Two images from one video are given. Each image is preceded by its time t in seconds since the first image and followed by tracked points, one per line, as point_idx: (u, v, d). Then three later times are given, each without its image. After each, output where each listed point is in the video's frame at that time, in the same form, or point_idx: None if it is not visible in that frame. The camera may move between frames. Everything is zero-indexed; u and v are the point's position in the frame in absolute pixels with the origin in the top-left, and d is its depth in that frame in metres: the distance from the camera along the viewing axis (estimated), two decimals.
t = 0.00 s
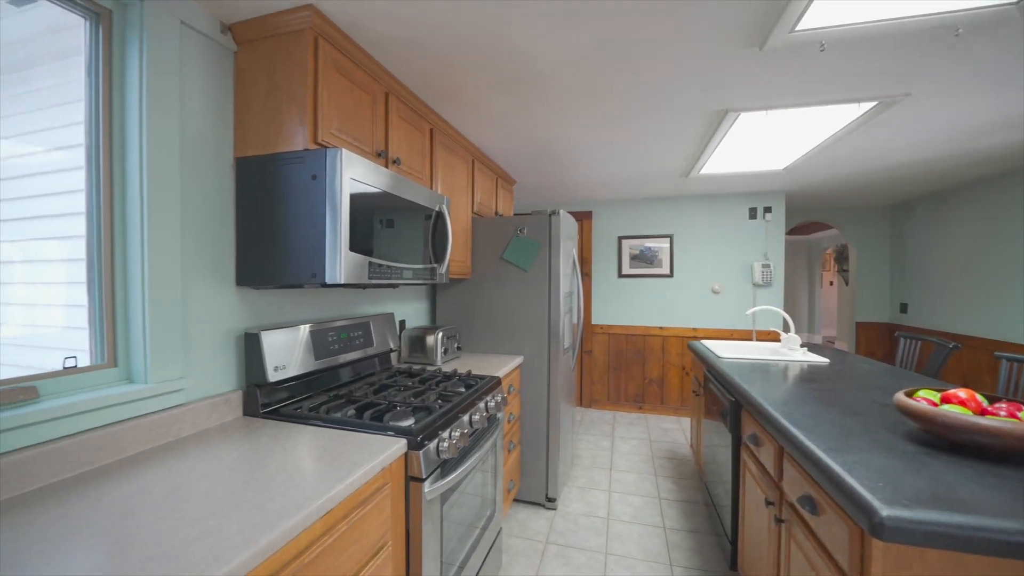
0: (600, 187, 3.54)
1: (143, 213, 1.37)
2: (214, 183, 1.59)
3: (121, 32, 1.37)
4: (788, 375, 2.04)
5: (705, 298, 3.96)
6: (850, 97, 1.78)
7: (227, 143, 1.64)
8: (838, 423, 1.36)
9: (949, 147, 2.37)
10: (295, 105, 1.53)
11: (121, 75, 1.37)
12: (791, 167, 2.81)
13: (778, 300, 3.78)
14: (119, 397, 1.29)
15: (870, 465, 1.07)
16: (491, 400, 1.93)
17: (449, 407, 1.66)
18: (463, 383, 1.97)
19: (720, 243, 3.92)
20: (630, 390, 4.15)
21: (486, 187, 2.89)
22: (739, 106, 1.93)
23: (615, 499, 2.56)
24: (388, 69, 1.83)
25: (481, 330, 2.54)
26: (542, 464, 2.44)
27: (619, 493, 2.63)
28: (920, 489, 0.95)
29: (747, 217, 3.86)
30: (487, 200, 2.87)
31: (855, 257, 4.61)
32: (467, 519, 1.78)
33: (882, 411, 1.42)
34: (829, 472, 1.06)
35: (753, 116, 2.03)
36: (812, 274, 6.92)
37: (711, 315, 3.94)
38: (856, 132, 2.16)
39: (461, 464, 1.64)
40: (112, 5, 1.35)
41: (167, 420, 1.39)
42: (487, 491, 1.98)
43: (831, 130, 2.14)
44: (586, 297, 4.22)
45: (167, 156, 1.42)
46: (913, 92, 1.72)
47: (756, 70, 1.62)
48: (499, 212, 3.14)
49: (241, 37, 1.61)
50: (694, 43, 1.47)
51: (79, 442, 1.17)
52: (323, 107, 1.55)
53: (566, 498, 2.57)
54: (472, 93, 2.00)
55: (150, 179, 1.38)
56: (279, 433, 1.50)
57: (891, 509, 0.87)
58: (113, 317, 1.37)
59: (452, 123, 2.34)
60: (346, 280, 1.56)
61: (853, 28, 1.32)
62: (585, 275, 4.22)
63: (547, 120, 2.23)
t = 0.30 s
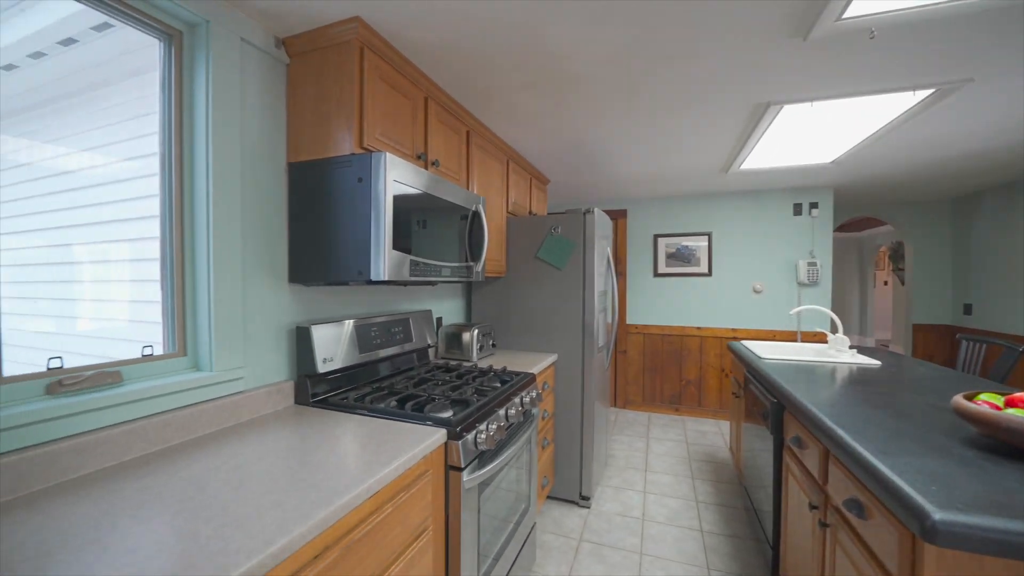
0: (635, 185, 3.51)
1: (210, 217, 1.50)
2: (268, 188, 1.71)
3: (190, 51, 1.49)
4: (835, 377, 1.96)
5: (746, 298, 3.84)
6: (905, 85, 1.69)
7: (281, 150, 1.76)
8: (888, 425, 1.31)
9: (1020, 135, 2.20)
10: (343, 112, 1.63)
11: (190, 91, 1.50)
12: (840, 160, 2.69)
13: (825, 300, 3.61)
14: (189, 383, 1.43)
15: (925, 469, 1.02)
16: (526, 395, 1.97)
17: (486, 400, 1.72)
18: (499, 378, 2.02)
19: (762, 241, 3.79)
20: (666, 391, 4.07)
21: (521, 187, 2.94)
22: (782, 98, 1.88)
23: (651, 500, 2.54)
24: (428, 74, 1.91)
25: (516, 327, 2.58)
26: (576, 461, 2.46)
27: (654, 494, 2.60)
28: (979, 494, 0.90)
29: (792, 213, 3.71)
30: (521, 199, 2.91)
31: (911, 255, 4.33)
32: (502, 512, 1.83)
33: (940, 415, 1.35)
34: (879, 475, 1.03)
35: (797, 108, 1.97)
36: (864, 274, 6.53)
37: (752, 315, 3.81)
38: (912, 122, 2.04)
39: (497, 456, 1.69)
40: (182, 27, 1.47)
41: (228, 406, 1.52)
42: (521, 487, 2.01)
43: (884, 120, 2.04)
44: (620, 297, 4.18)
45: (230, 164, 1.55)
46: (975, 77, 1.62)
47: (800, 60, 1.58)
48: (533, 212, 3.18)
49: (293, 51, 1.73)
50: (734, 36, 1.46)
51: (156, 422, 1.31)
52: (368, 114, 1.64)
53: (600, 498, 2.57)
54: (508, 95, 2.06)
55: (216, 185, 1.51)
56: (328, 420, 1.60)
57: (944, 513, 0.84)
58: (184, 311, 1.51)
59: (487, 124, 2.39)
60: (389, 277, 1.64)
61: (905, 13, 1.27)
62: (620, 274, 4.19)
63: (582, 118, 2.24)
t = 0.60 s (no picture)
0: (669, 183, 3.47)
1: (268, 221, 1.64)
2: (319, 194, 1.84)
3: (250, 70, 1.64)
4: (882, 380, 1.89)
5: (787, 298, 3.71)
6: (959, 74, 1.62)
7: (329, 158, 1.89)
8: (937, 429, 1.27)
9: None
10: (387, 121, 1.73)
11: (250, 106, 1.65)
12: (889, 154, 2.57)
13: (874, 300, 3.44)
14: (250, 372, 1.57)
15: (974, 473, 1.00)
16: (559, 392, 2.02)
17: (521, 396, 1.78)
18: (532, 375, 2.08)
19: (804, 239, 3.66)
20: (701, 393, 4.00)
21: (553, 187, 2.98)
22: (823, 93, 1.84)
23: (685, 501, 2.52)
24: (464, 82, 1.99)
25: (549, 326, 2.63)
26: (609, 460, 2.48)
27: (689, 496, 2.58)
28: None
29: (837, 210, 3.55)
30: (553, 200, 2.96)
31: (972, 253, 4.04)
32: (536, 505, 1.88)
33: (995, 420, 1.29)
34: (924, 477, 1.01)
35: (840, 102, 1.91)
36: (919, 274, 6.12)
37: (794, 315, 3.68)
38: (970, 112, 1.94)
39: (532, 449, 1.74)
40: (242, 47, 1.61)
41: (284, 395, 1.65)
42: (553, 484, 2.06)
43: (937, 111, 1.95)
44: (654, 297, 4.13)
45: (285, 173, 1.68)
46: None
47: (842, 54, 1.54)
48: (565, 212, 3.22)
49: (340, 66, 1.85)
50: (771, 32, 1.45)
51: (224, 407, 1.45)
52: (409, 122, 1.74)
53: (633, 497, 2.58)
54: (542, 98, 2.11)
55: (273, 192, 1.65)
56: (373, 410, 1.71)
57: (990, 516, 0.83)
58: (245, 308, 1.65)
59: (521, 127, 2.45)
60: (429, 277, 1.73)
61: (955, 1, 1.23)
62: (654, 274, 4.15)
63: (615, 119, 2.27)
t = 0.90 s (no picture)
0: (700, 181, 3.46)
1: (317, 225, 1.79)
2: (361, 199, 1.99)
3: (300, 85, 1.79)
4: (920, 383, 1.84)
5: (825, 299, 3.60)
6: (1003, 65, 1.57)
7: (370, 165, 2.03)
8: (972, 430, 1.25)
9: None
10: (424, 129, 1.85)
11: (300, 119, 1.80)
12: (934, 148, 2.48)
13: (921, 301, 3.29)
14: (301, 362, 1.72)
15: (1006, 472, 0.99)
16: (587, 389, 2.08)
17: (549, 390, 1.85)
18: (561, 371, 2.15)
19: (843, 237, 3.54)
20: (734, 396, 3.94)
21: (582, 188, 3.04)
22: (856, 89, 1.82)
23: (714, 502, 2.52)
24: (495, 89, 2.09)
25: (577, 324, 2.69)
26: (636, 458, 2.51)
27: (719, 497, 2.58)
28: None
29: (879, 207, 3.42)
30: (582, 200, 3.01)
31: None
32: (564, 497, 1.95)
33: None
34: (953, 476, 1.02)
35: (876, 97, 1.88)
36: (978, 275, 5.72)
37: (833, 316, 3.57)
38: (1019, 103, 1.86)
39: (560, 441, 1.82)
40: (294, 65, 1.77)
41: (331, 384, 1.80)
42: (581, 479, 2.12)
43: (982, 103, 1.88)
44: (684, 297, 4.11)
45: (332, 180, 1.83)
46: None
47: (873, 49, 1.54)
48: (594, 212, 3.26)
49: (380, 78, 1.99)
50: (798, 30, 1.47)
51: (280, 393, 1.61)
52: (444, 130, 1.85)
53: (661, 496, 2.60)
54: (570, 102, 2.18)
55: (321, 198, 1.79)
56: (411, 400, 1.84)
57: (1017, 513, 0.84)
58: (296, 304, 1.81)
59: (549, 130, 2.52)
60: (463, 275, 1.84)
61: None
62: (684, 274, 4.12)
63: (643, 120, 2.31)
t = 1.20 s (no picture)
0: (728, 181, 3.44)
1: (359, 231, 1.95)
2: (398, 206, 2.14)
3: (344, 103, 1.95)
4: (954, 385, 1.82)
5: (861, 300, 3.51)
6: None
7: (406, 173, 2.17)
8: (999, 433, 1.25)
9: None
10: (456, 140, 1.98)
11: (344, 134, 1.96)
12: (975, 144, 2.40)
13: (966, 302, 3.15)
14: (345, 357, 1.88)
15: None
16: (612, 386, 2.15)
17: (575, 386, 1.94)
18: (586, 370, 2.23)
19: (880, 237, 3.44)
20: (764, 399, 3.88)
21: (607, 190, 3.10)
22: (885, 89, 1.82)
23: (741, 503, 2.53)
24: (523, 99, 2.19)
25: (603, 324, 2.76)
26: (661, 456, 2.55)
27: (746, 499, 2.58)
28: None
29: (920, 204, 3.30)
30: (608, 202, 3.07)
31: None
32: (588, 492, 2.03)
33: None
34: (973, 474, 1.05)
35: (907, 96, 1.87)
36: None
37: (869, 318, 3.47)
38: None
39: (585, 436, 1.90)
40: (338, 84, 1.93)
41: (371, 378, 1.96)
42: (605, 476, 2.19)
43: None
44: (713, 298, 4.08)
45: (372, 189, 1.98)
46: None
47: (899, 50, 1.54)
48: (620, 213, 3.31)
49: (415, 93, 2.13)
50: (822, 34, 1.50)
51: (326, 385, 1.77)
52: (475, 140, 1.97)
53: (687, 496, 2.63)
54: (595, 109, 2.26)
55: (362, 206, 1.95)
56: (445, 393, 1.97)
57: None
58: (340, 303, 1.96)
59: (575, 135, 2.60)
60: (493, 277, 1.95)
61: None
62: (712, 275, 4.10)
63: (667, 123, 2.36)
